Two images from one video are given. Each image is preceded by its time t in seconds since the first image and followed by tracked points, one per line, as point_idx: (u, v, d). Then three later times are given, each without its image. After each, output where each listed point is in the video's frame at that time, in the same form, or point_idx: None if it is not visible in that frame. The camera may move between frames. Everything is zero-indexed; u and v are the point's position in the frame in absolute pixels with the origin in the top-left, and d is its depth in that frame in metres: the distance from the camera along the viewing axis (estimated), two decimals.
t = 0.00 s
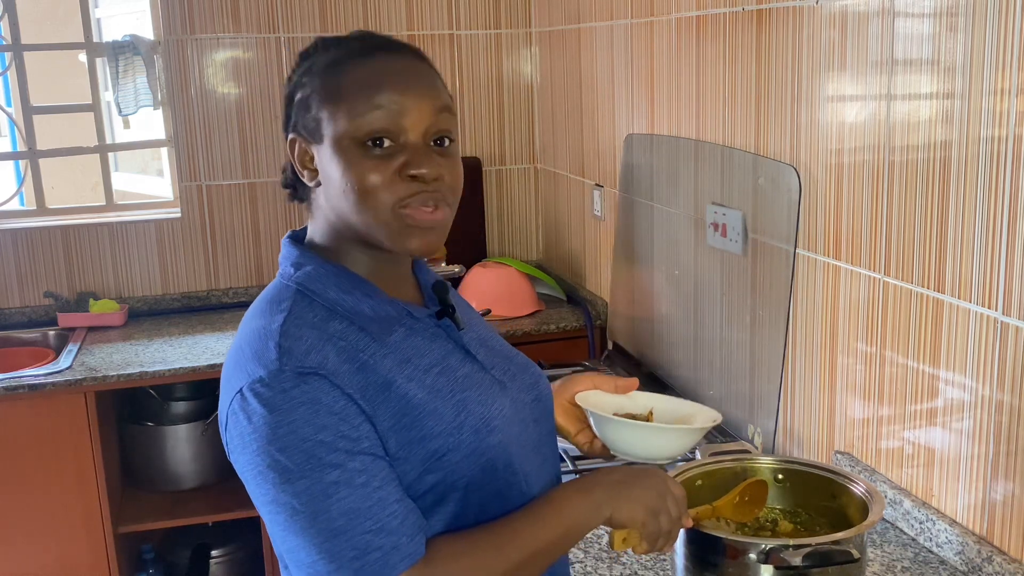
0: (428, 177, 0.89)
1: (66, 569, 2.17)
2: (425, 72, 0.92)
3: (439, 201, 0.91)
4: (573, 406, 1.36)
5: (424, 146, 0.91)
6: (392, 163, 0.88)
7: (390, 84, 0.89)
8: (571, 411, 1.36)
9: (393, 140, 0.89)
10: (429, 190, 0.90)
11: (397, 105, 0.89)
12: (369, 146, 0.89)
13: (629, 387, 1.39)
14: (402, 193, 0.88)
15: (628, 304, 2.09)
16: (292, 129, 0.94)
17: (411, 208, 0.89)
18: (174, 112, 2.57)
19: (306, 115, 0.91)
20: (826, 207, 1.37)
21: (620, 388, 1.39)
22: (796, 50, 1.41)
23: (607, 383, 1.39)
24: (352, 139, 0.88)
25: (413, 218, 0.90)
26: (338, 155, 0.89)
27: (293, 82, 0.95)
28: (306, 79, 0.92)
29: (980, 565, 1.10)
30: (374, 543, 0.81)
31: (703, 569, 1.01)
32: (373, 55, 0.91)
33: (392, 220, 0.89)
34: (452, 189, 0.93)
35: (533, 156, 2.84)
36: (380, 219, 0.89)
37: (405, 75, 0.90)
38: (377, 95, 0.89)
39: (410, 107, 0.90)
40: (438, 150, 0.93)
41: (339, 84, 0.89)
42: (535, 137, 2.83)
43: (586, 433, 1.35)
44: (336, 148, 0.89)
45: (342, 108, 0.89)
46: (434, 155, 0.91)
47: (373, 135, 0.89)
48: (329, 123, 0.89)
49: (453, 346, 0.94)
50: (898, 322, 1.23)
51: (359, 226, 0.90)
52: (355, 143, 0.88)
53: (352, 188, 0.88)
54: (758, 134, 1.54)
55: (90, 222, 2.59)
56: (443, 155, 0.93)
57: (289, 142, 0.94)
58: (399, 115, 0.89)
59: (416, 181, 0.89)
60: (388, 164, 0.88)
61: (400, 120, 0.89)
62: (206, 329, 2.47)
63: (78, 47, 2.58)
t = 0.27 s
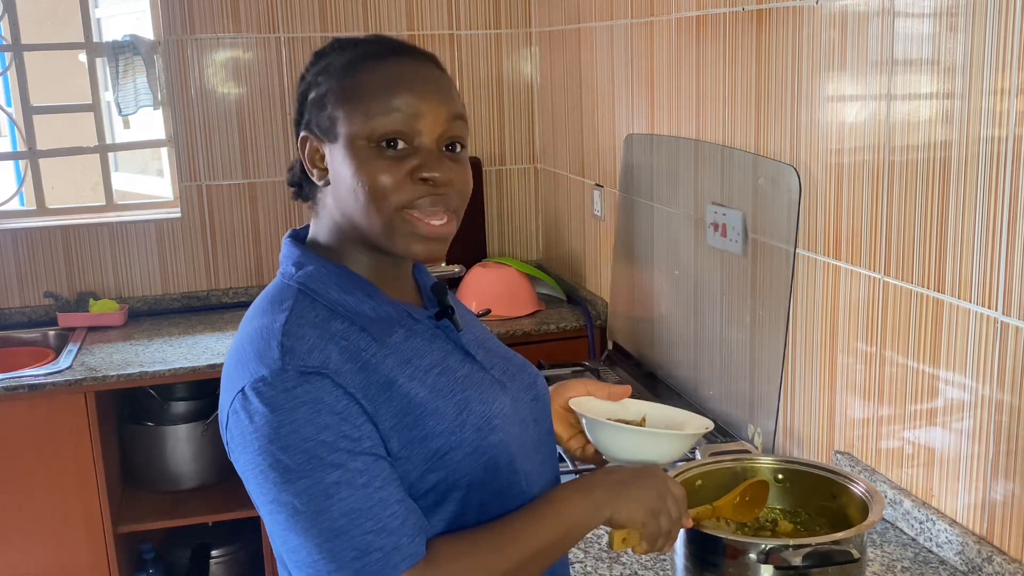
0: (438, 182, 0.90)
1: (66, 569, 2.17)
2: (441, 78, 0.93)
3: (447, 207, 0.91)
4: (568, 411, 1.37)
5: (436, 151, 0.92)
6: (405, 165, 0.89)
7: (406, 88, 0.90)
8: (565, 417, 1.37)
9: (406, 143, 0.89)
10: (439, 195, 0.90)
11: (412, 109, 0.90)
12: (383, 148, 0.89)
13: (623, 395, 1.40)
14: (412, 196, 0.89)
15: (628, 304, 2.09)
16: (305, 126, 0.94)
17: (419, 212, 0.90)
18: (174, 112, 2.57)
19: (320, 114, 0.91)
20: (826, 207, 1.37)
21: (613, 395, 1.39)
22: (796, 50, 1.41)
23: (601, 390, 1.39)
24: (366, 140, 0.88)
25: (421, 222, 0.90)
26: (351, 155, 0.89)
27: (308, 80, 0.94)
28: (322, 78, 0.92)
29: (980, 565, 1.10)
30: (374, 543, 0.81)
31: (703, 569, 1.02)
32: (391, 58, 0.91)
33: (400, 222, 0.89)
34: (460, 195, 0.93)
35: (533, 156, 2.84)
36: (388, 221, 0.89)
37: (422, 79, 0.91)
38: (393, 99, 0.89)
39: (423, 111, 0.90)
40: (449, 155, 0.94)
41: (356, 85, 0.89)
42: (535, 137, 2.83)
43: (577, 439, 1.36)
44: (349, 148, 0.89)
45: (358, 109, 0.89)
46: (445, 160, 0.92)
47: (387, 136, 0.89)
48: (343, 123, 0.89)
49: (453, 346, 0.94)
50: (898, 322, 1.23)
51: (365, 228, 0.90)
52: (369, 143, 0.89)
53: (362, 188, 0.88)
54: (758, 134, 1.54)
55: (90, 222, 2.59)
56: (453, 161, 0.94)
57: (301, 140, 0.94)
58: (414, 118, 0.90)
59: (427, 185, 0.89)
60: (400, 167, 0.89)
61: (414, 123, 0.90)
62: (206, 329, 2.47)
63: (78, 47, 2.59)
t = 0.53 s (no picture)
0: (427, 162, 0.90)
1: (66, 569, 2.17)
2: (413, 63, 0.93)
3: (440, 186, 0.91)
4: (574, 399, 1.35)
5: (420, 133, 0.91)
6: (390, 151, 0.88)
7: (380, 76, 0.90)
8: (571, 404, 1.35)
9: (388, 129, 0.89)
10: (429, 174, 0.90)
11: (389, 96, 0.89)
12: (366, 137, 0.89)
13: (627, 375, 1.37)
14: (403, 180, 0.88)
15: (628, 303, 2.09)
16: (286, 132, 0.94)
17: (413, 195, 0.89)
18: (174, 112, 2.57)
19: (298, 116, 0.91)
20: (826, 207, 1.37)
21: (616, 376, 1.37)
22: (796, 51, 1.41)
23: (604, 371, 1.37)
24: (349, 133, 0.88)
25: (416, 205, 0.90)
26: (336, 151, 0.88)
27: (280, 86, 0.94)
28: (295, 80, 0.92)
29: (980, 565, 1.10)
30: (376, 548, 0.81)
31: (703, 569, 1.02)
32: (361, 50, 0.91)
33: (394, 208, 0.89)
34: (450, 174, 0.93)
35: (532, 156, 2.84)
36: (382, 211, 0.89)
37: (394, 66, 0.91)
38: (369, 88, 0.89)
39: (400, 97, 0.90)
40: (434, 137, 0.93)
41: (331, 80, 0.89)
42: (535, 137, 2.83)
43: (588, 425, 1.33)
44: (333, 144, 0.89)
45: (336, 105, 0.89)
46: (430, 140, 0.92)
47: (368, 125, 0.89)
48: (323, 119, 0.89)
49: (454, 349, 0.94)
50: (898, 322, 1.23)
51: (359, 223, 0.90)
52: (353, 134, 0.88)
53: (352, 182, 0.88)
54: (758, 134, 1.54)
55: (90, 222, 2.59)
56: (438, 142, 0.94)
57: (284, 145, 0.94)
58: (392, 106, 0.90)
59: (417, 166, 0.89)
60: (386, 154, 0.88)
61: (393, 109, 0.90)
62: (206, 329, 2.47)
63: (78, 47, 2.58)
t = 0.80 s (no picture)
0: (403, 171, 0.89)
1: (66, 569, 2.17)
2: (399, 65, 0.92)
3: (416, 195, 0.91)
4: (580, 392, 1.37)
5: (400, 140, 0.91)
6: (366, 159, 0.88)
7: (361, 81, 0.89)
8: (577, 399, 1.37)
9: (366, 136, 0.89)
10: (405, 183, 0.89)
11: (370, 101, 0.89)
12: (344, 144, 0.89)
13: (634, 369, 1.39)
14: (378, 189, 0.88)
15: (628, 303, 2.09)
16: (273, 131, 0.95)
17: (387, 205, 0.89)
18: (174, 112, 2.57)
19: (285, 117, 0.92)
20: (826, 207, 1.37)
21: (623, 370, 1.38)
22: (796, 51, 1.41)
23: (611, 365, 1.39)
24: (327, 139, 0.88)
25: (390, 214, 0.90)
26: (314, 157, 0.89)
27: (272, 85, 0.95)
28: (282, 80, 0.92)
29: (980, 565, 1.10)
30: (374, 555, 0.81)
31: (703, 570, 1.01)
32: (347, 52, 0.91)
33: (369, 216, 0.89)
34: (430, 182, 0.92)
35: (533, 156, 2.84)
36: (356, 218, 0.89)
37: (378, 70, 0.90)
38: (350, 93, 0.89)
39: (383, 105, 0.89)
40: (417, 142, 0.93)
41: (313, 84, 0.89)
42: (535, 137, 2.83)
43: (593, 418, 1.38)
44: (312, 148, 0.89)
45: (317, 109, 0.89)
46: (410, 148, 0.91)
47: (346, 131, 0.89)
48: (304, 124, 0.89)
49: (452, 353, 0.94)
50: (898, 322, 1.23)
51: (337, 228, 0.91)
52: (330, 141, 0.88)
53: (328, 188, 0.89)
54: (758, 134, 1.54)
55: (90, 222, 2.59)
56: (421, 147, 0.93)
57: (271, 145, 0.95)
58: (373, 113, 0.89)
59: (393, 176, 0.89)
60: (362, 161, 0.88)
61: (372, 116, 0.89)
62: (206, 329, 2.48)
63: (78, 47, 2.58)
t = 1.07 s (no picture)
0: (400, 190, 0.89)
1: (66, 569, 2.17)
2: (410, 80, 0.91)
3: (412, 216, 0.90)
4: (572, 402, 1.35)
5: (402, 158, 0.90)
6: (365, 175, 0.88)
7: (369, 94, 0.89)
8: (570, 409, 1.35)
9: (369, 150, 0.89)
10: (401, 203, 0.89)
11: (375, 116, 0.89)
12: (345, 156, 0.88)
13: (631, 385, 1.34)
14: (374, 206, 0.88)
15: (628, 304, 2.09)
16: (278, 130, 0.95)
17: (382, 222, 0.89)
18: (174, 112, 2.57)
19: (291, 119, 0.92)
20: (826, 207, 1.37)
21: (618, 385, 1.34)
22: (796, 51, 1.41)
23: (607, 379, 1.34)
24: (328, 149, 0.88)
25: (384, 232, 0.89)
26: (314, 164, 0.89)
27: (282, 84, 0.95)
28: (291, 81, 0.93)
29: (980, 565, 1.10)
30: (369, 560, 0.81)
31: (702, 570, 1.02)
32: (359, 60, 0.91)
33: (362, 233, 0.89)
34: (428, 203, 0.92)
35: (533, 156, 2.84)
36: (350, 232, 0.89)
37: (387, 83, 0.90)
38: (356, 106, 0.88)
39: (388, 120, 0.89)
40: (420, 160, 0.92)
41: (320, 90, 0.89)
42: (535, 137, 2.83)
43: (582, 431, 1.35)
44: (313, 155, 0.89)
45: (321, 117, 0.89)
46: (411, 166, 0.91)
47: (348, 143, 0.88)
48: (307, 130, 0.89)
49: (445, 355, 0.94)
50: (898, 322, 1.23)
51: (332, 238, 0.91)
52: (330, 153, 0.88)
53: (326, 198, 0.89)
54: (758, 134, 1.54)
55: (90, 222, 2.59)
56: (423, 166, 0.92)
57: (276, 144, 0.96)
58: (377, 127, 0.89)
59: (389, 194, 0.88)
60: (361, 175, 0.88)
61: (376, 131, 0.89)
62: (206, 329, 2.48)
63: (78, 47, 2.58)
